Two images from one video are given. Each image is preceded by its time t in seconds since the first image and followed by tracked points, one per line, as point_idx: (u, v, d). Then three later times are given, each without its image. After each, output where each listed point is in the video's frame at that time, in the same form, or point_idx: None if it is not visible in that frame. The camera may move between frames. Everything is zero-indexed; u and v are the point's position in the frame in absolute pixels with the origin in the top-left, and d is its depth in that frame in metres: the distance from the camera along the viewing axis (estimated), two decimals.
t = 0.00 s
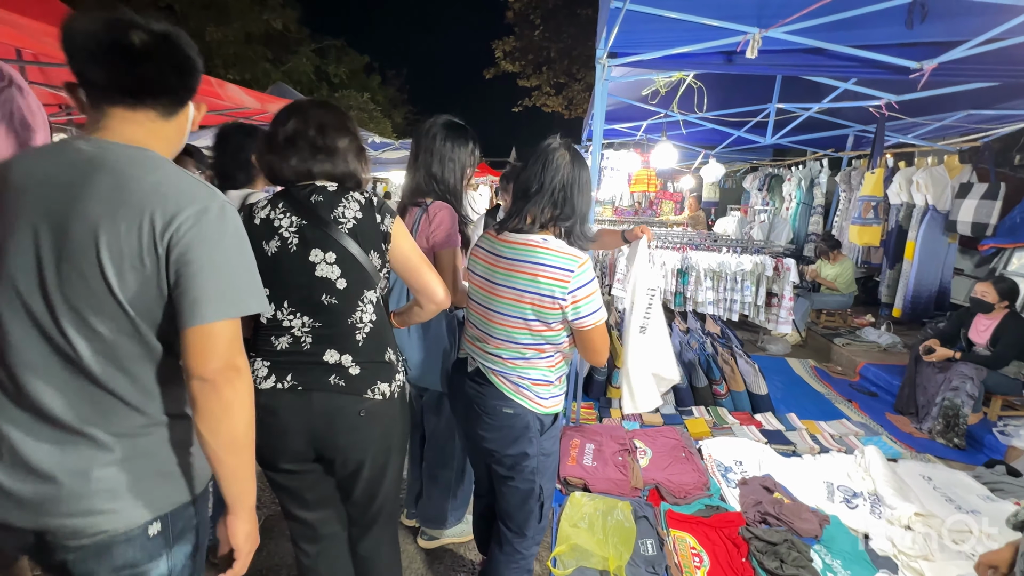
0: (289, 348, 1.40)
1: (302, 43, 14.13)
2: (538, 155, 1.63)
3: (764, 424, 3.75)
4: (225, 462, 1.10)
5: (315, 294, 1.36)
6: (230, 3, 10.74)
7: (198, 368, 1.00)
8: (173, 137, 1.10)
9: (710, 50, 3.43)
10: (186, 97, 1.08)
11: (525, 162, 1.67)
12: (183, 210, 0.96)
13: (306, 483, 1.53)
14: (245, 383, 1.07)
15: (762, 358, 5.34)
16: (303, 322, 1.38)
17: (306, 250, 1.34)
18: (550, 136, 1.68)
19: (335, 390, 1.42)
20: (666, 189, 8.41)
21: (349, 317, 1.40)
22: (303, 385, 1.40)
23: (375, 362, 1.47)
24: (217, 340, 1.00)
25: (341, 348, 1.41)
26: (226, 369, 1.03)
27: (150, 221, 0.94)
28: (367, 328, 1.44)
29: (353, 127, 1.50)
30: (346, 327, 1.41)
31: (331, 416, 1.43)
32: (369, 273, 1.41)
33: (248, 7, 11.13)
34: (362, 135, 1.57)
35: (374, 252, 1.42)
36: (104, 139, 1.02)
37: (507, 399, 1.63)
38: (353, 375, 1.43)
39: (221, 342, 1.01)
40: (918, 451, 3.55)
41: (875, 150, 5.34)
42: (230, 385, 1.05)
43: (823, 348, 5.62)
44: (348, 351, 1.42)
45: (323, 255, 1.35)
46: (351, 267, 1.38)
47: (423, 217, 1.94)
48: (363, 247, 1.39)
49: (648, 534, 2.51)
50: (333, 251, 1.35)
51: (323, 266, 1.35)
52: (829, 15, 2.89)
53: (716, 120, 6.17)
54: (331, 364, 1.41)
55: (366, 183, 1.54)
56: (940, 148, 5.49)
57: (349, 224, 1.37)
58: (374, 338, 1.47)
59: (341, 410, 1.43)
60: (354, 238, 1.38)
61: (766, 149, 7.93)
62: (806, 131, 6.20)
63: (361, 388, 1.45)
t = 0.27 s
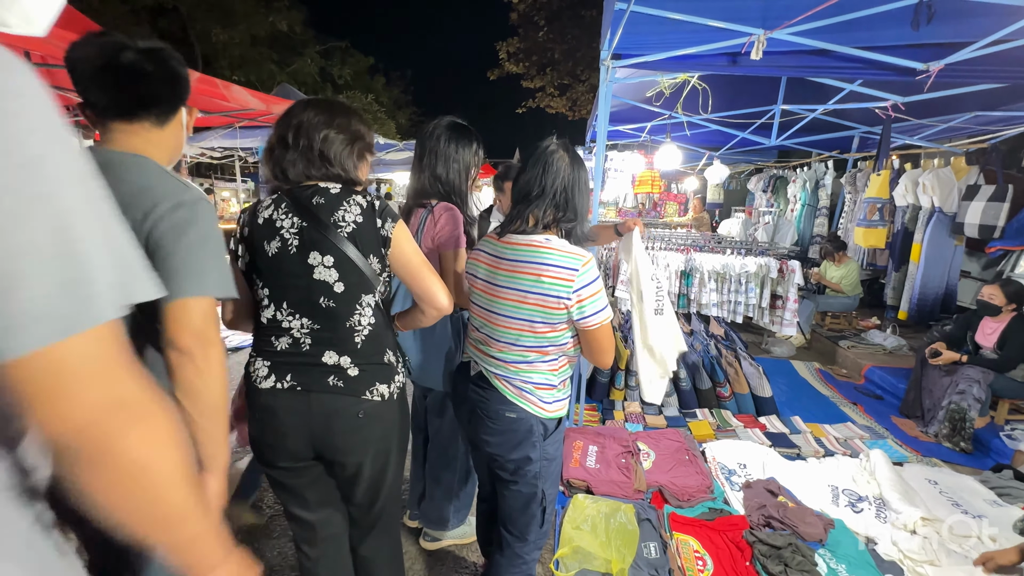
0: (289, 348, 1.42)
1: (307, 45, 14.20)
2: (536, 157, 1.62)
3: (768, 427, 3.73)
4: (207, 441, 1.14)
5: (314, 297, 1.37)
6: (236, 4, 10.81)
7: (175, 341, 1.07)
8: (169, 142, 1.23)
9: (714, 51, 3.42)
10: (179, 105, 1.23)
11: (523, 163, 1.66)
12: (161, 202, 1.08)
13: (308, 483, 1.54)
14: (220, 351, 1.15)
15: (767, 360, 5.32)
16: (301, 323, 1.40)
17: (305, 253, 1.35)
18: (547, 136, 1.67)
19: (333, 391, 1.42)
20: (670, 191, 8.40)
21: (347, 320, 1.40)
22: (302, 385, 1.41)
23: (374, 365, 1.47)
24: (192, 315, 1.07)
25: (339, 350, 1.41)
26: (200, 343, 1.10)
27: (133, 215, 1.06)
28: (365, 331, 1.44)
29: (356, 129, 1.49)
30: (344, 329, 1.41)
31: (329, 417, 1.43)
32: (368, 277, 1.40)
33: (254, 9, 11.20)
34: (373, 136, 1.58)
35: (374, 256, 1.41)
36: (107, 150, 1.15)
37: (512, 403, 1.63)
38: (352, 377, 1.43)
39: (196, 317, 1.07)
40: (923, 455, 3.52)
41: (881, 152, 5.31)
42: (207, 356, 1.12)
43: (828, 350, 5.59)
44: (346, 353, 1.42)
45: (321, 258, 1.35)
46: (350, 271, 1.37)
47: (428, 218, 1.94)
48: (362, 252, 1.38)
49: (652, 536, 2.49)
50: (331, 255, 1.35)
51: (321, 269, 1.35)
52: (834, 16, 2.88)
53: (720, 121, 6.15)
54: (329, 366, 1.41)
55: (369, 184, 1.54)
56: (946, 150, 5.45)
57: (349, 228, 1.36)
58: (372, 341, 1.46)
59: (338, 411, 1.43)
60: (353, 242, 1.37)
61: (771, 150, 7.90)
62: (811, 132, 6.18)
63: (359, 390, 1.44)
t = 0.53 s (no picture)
0: (293, 345, 1.44)
1: (312, 45, 14.25)
2: (537, 158, 1.60)
3: (772, 429, 3.72)
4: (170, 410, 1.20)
5: (317, 296, 1.39)
6: (242, 5, 10.88)
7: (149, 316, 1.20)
8: (164, 134, 1.42)
9: (719, 52, 3.41)
10: (169, 100, 1.40)
11: (524, 164, 1.64)
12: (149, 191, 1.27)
13: (311, 480, 1.54)
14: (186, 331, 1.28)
15: (771, 362, 5.29)
16: (306, 321, 1.41)
17: (310, 253, 1.37)
18: (547, 136, 1.67)
19: (333, 389, 1.43)
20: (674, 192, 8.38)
21: (349, 320, 1.41)
22: (305, 382, 1.42)
23: (375, 365, 1.47)
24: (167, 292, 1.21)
25: (341, 349, 1.42)
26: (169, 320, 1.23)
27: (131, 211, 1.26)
28: (368, 331, 1.45)
29: (373, 131, 1.48)
30: (346, 329, 1.42)
31: (330, 415, 1.43)
32: (371, 280, 1.41)
33: (260, 10, 11.26)
34: (394, 138, 1.58)
35: (378, 259, 1.41)
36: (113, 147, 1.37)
37: (520, 406, 1.63)
38: (353, 375, 1.43)
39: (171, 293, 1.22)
40: (928, 458, 3.50)
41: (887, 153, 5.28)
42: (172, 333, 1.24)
43: (833, 352, 5.56)
44: (348, 352, 1.43)
45: (325, 259, 1.37)
46: (352, 273, 1.38)
47: (434, 219, 1.95)
48: (366, 254, 1.39)
49: (654, 538, 2.48)
50: (335, 257, 1.37)
51: (324, 270, 1.37)
52: (840, 16, 2.87)
53: (724, 122, 6.13)
54: (331, 364, 1.42)
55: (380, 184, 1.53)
56: (953, 151, 5.42)
57: (355, 230, 1.37)
58: (374, 341, 1.46)
59: (338, 409, 1.43)
60: (358, 245, 1.38)
61: (776, 151, 7.86)
62: (816, 133, 6.15)
63: (360, 389, 1.45)
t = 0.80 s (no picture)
0: (309, 344, 1.46)
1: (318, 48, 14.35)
2: (546, 163, 1.60)
3: (777, 434, 3.70)
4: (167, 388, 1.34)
5: (334, 297, 1.40)
6: (250, 8, 11.00)
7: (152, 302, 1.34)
8: (203, 155, 1.63)
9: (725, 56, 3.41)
10: (208, 125, 1.60)
11: (533, 169, 1.64)
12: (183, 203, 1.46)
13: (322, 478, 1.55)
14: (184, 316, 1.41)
15: (776, 366, 5.27)
16: (321, 321, 1.43)
17: (328, 255, 1.39)
18: (555, 140, 1.68)
19: (347, 388, 1.44)
20: (678, 195, 8.37)
21: (364, 321, 1.42)
22: (319, 380, 1.44)
23: (388, 365, 1.48)
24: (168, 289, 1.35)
25: (355, 349, 1.43)
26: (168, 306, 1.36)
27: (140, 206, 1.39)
28: (381, 332, 1.45)
29: (395, 138, 1.50)
30: (360, 329, 1.43)
31: (343, 413, 1.45)
32: (386, 282, 1.42)
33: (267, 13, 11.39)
34: (414, 145, 1.59)
35: (394, 263, 1.42)
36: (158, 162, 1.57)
37: (529, 410, 1.63)
38: (366, 374, 1.45)
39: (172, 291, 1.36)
40: (935, 464, 3.48)
41: (894, 157, 5.27)
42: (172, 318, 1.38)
43: (839, 356, 5.53)
44: (362, 352, 1.44)
45: (343, 261, 1.38)
46: (369, 275, 1.39)
47: (440, 221, 1.95)
48: (382, 257, 1.40)
49: (658, 543, 2.48)
50: (353, 258, 1.38)
51: (341, 271, 1.39)
52: (846, 21, 2.88)
53: (730, 125, 6.12)
54: (345, 363, 1.43)
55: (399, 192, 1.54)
56: (960, 155, 5.41)
57: (372, 234, 1.39)
58: (387, 342, 1.47)
59: (351, 408, 1.45)
60: (375, 248, 1.39)
61: (781, 154, 7.84)
62: (822, 137, 6.13)
63: (372, 388, 1.46)
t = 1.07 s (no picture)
0: (324, 341, 1.46)
1: (323, 48, 14.38)
2: (557, 165, 1.61)
3: (781, 437, 3.69)
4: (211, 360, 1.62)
5: (351, 295, 1.41)
6: (255, 8, 11.04)
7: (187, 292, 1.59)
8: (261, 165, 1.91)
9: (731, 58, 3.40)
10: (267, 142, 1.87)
11: (544, 171, 1.65)
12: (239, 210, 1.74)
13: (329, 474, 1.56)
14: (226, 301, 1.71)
15: (779, 369, 5.25)
16: (338, 318, 1.43)
17: (347, 253, 1.39)
18: (566, 142, 1.69)
19: (361, 384, 1.45)
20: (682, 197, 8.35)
21: (380, 319, 1.43)
22: (333, 376, 1.45)
23: (401, 362, 1.49)
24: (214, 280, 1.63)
25: (370, 346, 1.44)
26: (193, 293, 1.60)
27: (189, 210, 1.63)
28: (396, 330, 1.46)
29: (414, 141, 1.50)
30: (376, 327, 1.44)
31: (356, 409, 1.45)
32: (403, 281, 1.42)
33: (273, 13, 11.44)
34: (432, 148, 1.60)
35: (411, 263, 1.43)
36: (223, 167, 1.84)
37: (533, 409, 1.63)
38: (380, 371, 1.45)
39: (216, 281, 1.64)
40: (940, 468, 3.46)
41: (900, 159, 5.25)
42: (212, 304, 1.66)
43: (843, 360, 5.50)
44: (376, 349, 1.45)
45: (361, 260, 1.39)
46: (386, 274, 1.40)
47: (447, 221, 1.96)
48: (400, 257, 1.41)
49: (661, 545, 2.47)
50: (371, 258, 1.39)
51: (360, 270, 1.39)
52: (853, 23, 2.87)
53: (734, 127, 6.11)
54: (360, 360, 1.44)
55: (417, 193, 1.55)
56: (966, 158, 5.38)
57: (391, 234, 1.39)
58: (402, 340, 1.48)
59: (364, 404, 1.45)
60: (393, 248, 1.40)
61: (786, 156, 7.82)
62: (827, 139, 6.11)
63: (386, 385, 1.46)
